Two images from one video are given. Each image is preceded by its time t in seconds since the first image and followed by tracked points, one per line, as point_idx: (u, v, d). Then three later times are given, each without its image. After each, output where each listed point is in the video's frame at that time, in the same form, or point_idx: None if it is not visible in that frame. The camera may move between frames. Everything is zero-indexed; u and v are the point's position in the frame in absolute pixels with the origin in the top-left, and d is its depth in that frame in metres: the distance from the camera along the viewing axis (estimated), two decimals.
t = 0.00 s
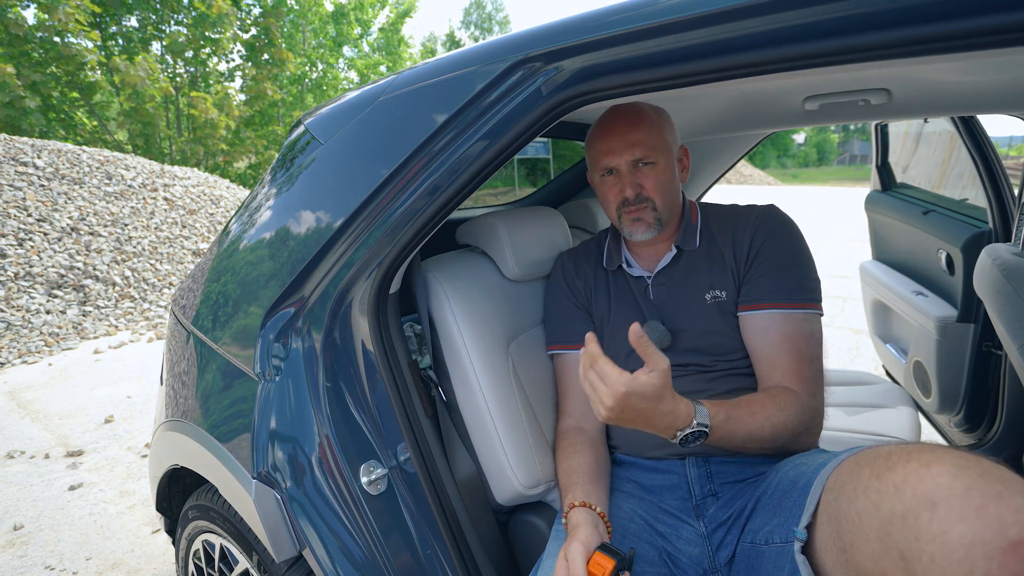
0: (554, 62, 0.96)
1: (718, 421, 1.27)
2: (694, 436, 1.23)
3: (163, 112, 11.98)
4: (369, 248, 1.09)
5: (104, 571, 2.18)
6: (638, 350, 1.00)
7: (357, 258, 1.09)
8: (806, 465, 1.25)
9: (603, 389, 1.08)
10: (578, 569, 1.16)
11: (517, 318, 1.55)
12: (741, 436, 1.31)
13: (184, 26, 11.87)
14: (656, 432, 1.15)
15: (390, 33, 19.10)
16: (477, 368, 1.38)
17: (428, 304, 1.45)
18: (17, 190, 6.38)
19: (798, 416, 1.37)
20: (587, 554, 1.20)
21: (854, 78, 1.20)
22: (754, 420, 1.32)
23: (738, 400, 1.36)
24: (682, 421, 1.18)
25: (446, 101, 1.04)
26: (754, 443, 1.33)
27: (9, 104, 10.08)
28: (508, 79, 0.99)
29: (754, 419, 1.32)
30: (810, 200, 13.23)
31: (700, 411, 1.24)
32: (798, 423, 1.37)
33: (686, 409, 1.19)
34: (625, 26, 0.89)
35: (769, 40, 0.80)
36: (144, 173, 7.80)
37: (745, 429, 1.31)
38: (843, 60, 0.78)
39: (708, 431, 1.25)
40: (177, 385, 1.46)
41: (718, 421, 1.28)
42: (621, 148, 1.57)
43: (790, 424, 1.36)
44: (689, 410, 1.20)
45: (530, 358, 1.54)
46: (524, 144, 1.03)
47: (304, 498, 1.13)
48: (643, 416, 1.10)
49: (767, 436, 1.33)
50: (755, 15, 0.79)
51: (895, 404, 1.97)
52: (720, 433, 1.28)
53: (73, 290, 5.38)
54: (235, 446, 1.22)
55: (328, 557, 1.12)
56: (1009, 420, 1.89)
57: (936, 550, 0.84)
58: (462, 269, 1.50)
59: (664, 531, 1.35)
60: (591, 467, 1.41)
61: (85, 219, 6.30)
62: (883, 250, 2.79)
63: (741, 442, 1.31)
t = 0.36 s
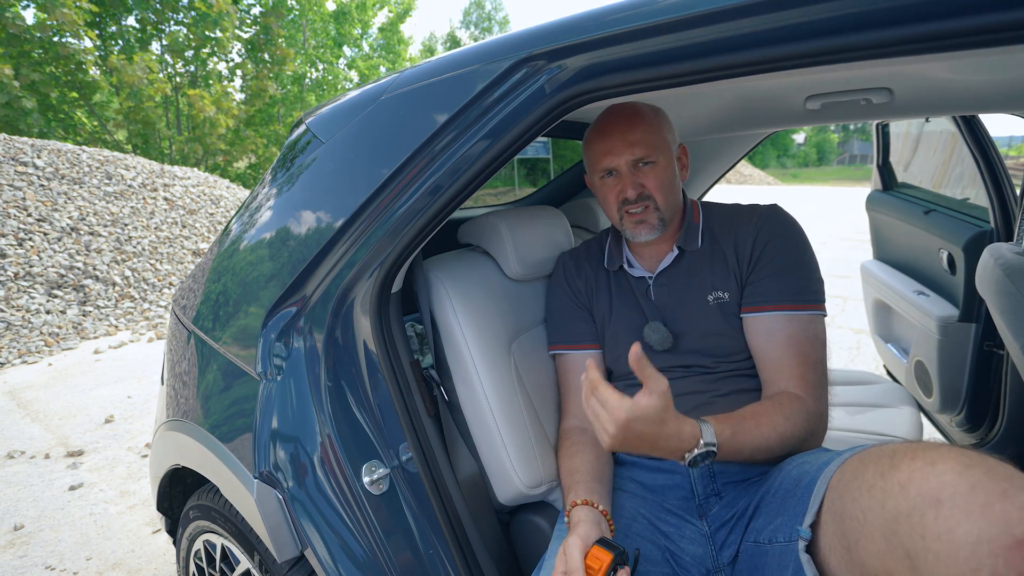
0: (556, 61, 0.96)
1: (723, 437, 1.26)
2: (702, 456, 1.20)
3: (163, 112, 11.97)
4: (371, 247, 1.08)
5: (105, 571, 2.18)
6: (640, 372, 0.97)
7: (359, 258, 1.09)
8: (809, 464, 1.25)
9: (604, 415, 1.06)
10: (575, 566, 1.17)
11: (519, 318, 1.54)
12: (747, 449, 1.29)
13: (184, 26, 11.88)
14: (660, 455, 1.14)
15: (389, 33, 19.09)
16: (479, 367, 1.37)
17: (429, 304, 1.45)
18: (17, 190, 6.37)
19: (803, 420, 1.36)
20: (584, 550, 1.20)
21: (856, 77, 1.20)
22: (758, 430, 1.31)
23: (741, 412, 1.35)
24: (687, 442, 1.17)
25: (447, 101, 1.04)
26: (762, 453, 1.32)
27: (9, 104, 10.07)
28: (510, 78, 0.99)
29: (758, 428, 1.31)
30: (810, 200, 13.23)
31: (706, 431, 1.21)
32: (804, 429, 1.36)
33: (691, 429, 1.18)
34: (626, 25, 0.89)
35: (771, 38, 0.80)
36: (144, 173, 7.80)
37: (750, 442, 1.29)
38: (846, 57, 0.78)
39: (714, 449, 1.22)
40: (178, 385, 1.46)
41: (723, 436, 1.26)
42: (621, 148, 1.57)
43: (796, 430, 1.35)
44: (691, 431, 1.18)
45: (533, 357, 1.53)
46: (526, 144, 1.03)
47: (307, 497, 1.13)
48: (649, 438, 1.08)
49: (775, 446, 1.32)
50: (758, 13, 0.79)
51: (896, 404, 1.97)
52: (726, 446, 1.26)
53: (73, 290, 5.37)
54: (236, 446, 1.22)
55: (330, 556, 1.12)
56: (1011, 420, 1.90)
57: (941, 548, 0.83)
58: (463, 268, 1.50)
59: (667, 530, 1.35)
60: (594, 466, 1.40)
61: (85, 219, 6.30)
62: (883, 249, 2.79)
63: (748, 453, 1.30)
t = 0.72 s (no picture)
0: (556, 62, 0.96)
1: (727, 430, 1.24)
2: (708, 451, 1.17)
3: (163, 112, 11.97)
4: (371, 248, 1.08)
5: (105, 571, 2.18)
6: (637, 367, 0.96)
7: (359, 258, 1.09)
8: (808, 465, 1.25)
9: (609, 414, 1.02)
10: (562, 557, 1.18)
11: (519, 318, 1.54)
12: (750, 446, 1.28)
13: (185, 26, 11.88)
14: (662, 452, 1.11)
15: (389, 33, 19.10)
16: (478, 367, 1.37)
17: (429, 304, 1.45)
18: (17, 190, 6.37)
19: (803, 416, 1.36)
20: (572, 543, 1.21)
21: (855, 78, 1.20)
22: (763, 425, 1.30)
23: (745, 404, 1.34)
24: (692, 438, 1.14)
25: (446, 101, 1.04)
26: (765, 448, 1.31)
27: (8, 104, 10.07)
28: (510, 78, 0.99)
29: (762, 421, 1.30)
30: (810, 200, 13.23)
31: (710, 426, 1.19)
32: (803, 424, 1.36)
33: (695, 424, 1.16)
34: (625, 25, 0.89)
35: (770, 40, 0.80)
36: (144, 174, 7.80)
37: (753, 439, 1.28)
38: (844, 59, 0.78)
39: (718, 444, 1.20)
40: (178, 385, 1.46)
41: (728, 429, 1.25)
42: (616, 148, 1.57)
43: (797, 426, 1.35)
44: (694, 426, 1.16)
45: (532, 357, 1.53)
46: (525, 144, 1.03)
47: (306, 497, 1.13)
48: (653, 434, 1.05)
49: (777, 441, 1.32)
50: (756, 14, 0.79)
51: (896, 404, 1.97)
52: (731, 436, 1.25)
53: (73, 290, 5.37)
54: (236, 446, 1.22)
55: (330, 556, 1.12)
56: (1011, 419, 1.89)
57: (941, 550, 0.84)
58: (463, 268, 1.50)
59: (666, 530, 1.35)
60: (593, 464, 1.41)
61: (85, 219, 6.30)
62: (883, 250, 2.79)
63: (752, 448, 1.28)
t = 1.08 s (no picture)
0: (556, 62, 0.96)
1: (721, 481, 1.23)
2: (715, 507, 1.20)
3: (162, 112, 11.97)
4: (371, 248, 1.08)
5: (105, 571, 2.18)
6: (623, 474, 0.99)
7: (359, 258, 1.09)
8: (811, 466, 1.25)
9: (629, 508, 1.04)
10: (557, 562, 1.18)
11: (519, 318, 1.54)
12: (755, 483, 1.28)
13: (184, 26, 11.88)
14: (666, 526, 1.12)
15: (389, 33, 19.10)
16: (479, 368, 1.37)
17: (428, 304, 1.45)
18: (17, 190, 6.37)
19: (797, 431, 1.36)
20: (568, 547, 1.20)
21: (857, 78, 1.20)
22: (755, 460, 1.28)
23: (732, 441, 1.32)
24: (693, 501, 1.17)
25: (447, 101, 1.04)
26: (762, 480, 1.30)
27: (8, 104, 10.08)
28: (510, 78, 0.99)
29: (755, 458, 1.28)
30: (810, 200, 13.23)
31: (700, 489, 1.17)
32: (795, 439, 1.35)
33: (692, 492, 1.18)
34: (626, 25, 0.89)
35: (775, 41, 0.80)
36: (144, 174, 7.80)
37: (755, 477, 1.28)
38: (848, 60, 0.78)
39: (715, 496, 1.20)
40: (178, 385, 1.46)
41: (722, 480, 1.23)
42: (620, 145, 1.57)
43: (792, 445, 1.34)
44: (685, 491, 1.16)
45: (533, 357, 1.53)
46: (526, 145, 1.03)
47: (306, 498, 1.13)
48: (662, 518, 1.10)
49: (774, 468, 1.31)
50: (759, 15, 0.79)
51: (896, 404, 1.97)
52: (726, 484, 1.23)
53: (73, 290, 5.37)
54: (236, 446, 1.22)
55: (329, 556, 1.12)
56: (1011, 419, 1.90)
57: (947, 551, 0.84)
58: (463, 268, 1.50)
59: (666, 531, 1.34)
60: (594, 465, 1.41)
61: (85, 219, 6.30)
62: (883, 249, 2.79)
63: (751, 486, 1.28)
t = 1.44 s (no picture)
0: (556, 62, 0.96)
1: (687, 393, 1.24)
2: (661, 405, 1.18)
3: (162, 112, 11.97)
4: (371, 248, 1.08)
5: (105, 571, 2.18)
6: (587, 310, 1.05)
7: (359, 258, 1.09)
8: (809, 466, 1.25)
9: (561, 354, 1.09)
10: (560, 562, 1.19)
11: (518, 318, 1.54)
12: (709, 413, 1.29)
13: (184, 26, 11.87)
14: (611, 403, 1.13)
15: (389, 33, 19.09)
16: (478, 368, 1.37)
17: (428, 304, 1.45)
18: (17, 190, 6.37)
19: (779, 408, 1.35)
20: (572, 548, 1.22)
21: (856, 78, 1.20)
22: (722, 398, 1.30)
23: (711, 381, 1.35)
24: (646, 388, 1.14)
25: (447, 101, 1.04)
26: (726, 425, 1.30)
27: (8, 104, 10.07)
28: (510, 79, 0.99)
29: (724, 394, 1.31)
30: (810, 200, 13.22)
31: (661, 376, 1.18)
32: (776, 415, 1.35)
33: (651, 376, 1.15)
34: (625, 25, 0.89)
35: (775, 40, 0.79)
36: (144, 174, 7.80)
37: (712, 408, 1.29)
38: (848, 59, 0.78)
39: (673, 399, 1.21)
40: (178, 385, 1.46)
41: (687, 393, 1.25)
42: (634, 144, 1.57)
43: (767, 412, 1.34)
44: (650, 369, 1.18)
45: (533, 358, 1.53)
46: (526, 145, 1.03)
47: (306, 498, 1.13)
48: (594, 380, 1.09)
49: (741, 419, 1.31)
50: (760, 15, 0.79)
51: (896, 405, 1.97)
52: (688, 398, 1.25)
53: (73, 290, 5.37)
54: (236, 446, 1.22)
55: (329, 556, 1.12)
56: (1011, 420, 1.89)
57: (945, 552, 0.83)
58: (463, 268, 1.50)
59: (666, 531, 1.35)
60: (593, 466, 1.42)
61: (85, 219, 6.30)
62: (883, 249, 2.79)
63: (710, 419, 1.29)
